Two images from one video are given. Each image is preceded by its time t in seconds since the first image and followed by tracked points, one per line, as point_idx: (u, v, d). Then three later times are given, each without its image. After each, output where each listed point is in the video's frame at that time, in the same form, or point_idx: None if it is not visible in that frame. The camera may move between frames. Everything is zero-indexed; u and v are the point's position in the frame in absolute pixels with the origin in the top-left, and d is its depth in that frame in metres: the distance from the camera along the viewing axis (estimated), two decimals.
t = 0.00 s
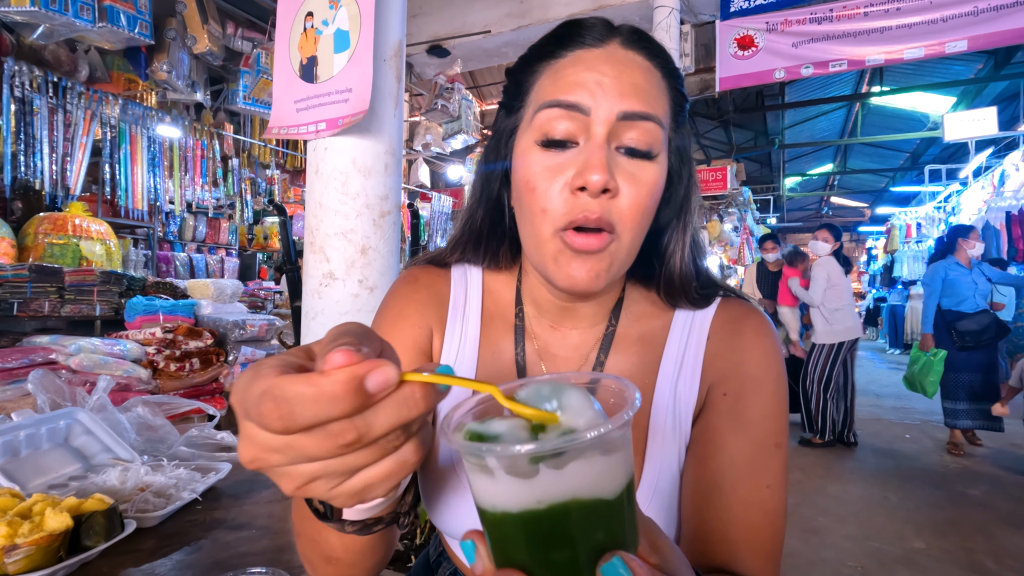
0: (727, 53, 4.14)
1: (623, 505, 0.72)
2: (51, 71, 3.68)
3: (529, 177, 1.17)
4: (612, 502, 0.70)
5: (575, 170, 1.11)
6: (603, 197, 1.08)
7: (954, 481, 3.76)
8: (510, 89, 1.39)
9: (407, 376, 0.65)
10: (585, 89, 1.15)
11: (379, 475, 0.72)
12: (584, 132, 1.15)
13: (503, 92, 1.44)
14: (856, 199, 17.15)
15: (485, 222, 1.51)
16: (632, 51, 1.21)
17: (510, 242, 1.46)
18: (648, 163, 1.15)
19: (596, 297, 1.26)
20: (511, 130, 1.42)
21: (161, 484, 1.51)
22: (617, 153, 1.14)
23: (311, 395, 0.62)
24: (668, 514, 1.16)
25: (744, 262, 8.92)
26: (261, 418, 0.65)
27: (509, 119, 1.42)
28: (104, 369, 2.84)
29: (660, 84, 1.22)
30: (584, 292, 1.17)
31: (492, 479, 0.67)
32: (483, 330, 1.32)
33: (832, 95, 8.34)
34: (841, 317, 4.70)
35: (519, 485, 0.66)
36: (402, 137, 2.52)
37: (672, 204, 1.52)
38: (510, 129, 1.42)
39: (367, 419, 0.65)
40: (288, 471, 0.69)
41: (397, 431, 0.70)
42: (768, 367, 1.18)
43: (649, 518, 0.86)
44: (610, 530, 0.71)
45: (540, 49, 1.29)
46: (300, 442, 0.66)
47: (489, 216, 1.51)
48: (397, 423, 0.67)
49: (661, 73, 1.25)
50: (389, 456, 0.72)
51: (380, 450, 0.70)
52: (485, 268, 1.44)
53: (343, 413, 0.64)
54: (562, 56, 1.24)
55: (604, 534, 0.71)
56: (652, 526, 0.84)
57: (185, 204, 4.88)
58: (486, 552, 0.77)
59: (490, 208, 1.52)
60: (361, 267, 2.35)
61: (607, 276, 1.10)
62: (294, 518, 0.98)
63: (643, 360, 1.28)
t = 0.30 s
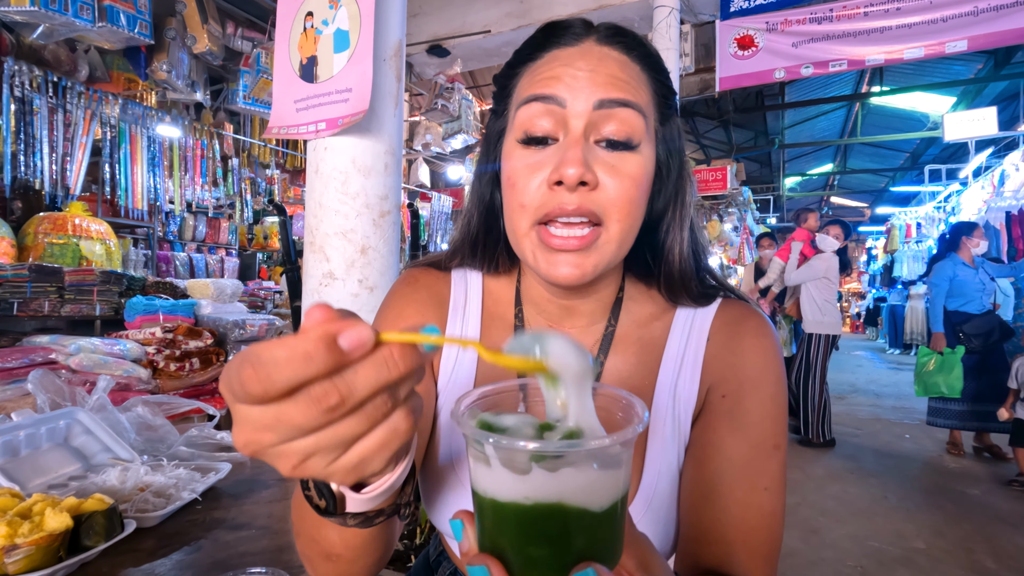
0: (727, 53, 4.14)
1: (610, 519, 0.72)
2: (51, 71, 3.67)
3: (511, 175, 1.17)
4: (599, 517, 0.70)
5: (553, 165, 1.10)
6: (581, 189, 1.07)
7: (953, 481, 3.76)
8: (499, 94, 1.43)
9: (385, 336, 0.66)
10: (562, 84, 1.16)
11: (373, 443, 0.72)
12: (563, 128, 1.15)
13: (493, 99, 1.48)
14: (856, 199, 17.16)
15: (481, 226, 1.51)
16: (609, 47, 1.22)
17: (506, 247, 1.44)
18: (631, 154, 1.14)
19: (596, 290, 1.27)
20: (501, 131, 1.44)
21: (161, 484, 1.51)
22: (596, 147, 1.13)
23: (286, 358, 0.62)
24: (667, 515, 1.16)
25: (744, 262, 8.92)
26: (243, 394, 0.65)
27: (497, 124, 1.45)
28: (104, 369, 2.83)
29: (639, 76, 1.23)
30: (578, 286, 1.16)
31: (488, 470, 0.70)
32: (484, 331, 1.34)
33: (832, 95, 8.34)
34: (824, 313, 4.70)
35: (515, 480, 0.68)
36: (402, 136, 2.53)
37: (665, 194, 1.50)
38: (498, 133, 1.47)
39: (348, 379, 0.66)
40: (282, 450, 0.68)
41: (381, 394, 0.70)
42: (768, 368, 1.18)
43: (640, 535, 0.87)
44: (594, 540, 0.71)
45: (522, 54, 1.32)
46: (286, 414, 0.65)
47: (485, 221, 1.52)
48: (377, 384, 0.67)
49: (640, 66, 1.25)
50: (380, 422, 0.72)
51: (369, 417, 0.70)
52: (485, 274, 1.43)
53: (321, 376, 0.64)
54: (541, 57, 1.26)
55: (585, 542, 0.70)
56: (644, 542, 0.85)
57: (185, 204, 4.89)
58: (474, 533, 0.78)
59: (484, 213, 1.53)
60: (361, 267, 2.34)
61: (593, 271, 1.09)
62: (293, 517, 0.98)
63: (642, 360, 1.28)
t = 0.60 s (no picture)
0: (727, 53, 4.14)
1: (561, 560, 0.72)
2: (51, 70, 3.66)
3: (515, 183, 1.17)
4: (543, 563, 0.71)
5: (557, 174, 1.10)
6: (586, 199, 1.06)
7: (953, 481, 3.76)
8: (499, 95, 1.44)
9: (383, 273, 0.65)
10: (564, 87, 1.15)
11: (387, 389, 0.71)
12: (566, 133, 1.15)
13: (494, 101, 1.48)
14: (856, 199, 17.16)
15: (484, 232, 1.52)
16: (611, 48, 1.22)
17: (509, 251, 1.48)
18: (636, 157, 1.14)
19: (603, 295, 1.24)
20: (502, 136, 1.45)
21: (160, 484, 1.51)
22: (599, 151, 1.13)
23: (294, 297, 0.61)
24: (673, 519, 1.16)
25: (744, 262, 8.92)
26: (256, 349, 0.63)
27: (500, 126, 1.45)
28: (104, 368, 2.83)
29: (643, 77, 1.23)
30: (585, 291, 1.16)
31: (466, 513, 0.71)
32: (489, 334, 1.33)
33: (832, 95, 8.34)
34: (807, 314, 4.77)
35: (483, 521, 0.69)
36: (402, 136, 2.53)
37: (667, 194, 1.49)
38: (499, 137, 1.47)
39: (356, 317, 0.64)
40: (301, 404, 0.67)
41: (389, 333, 0.69)
42: (774, 373, 1.19)
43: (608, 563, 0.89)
44: None
45: (524, 55, 1.32)
46: (300, 361, 0.64)
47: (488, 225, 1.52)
48: (385, 321, 0.65)
49: (644, 65, 1.26)
50: (393, 365, 0.70)
51: (382, 359, 0.68)
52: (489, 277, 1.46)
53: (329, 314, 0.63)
54: (542, 60, 1.26)
55: None
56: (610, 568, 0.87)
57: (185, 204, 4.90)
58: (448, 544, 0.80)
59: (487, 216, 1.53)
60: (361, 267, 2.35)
61: (601, 276, 1.09)
62: (295, 510, 0.98)
63: (650, 364, 1.27)
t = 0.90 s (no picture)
0: (727, 52, 4.14)
1: None
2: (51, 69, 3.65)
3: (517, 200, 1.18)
4: None
5: (561, 189, 1.10)
6: (592, 217, 1.06)
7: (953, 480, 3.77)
8: (499, 105, 1.45)
9: (349, 239, 0.65)
10: (565, 94, 1.15)
11: (359, 359, 0.71)
12: (570, 145, 1.15)
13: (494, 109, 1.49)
14: (856, 198, 17.16)
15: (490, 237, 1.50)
16: (616, 52, 1.22)
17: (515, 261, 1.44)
18: (644, 169, 1.14)
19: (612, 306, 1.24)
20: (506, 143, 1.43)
21: (160, 483, 1.51)
22: (605, 163, 1.14)
23: (260, 257, 0.62)
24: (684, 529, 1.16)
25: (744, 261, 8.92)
26: (225, 312, 0.65)
27: (501, 136, 1.46)
28: (104, 368, 2.83)
29: (653, 82, 1.22)
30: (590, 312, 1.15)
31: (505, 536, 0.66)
32: (496, 336, 1.35)
33: (832, 93, 8.34)
34: (790, 313, 5.36)
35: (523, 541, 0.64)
36: (402, 135, 2.53)
37: (681, 201, 1.45)
38: (501, 144, 1.46)
39: (322, 279, 0.65)
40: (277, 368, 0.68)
41: (357, 300, 0.70)
42: (788, 383, 1.18)
43: None
44: None
45: (524, 60, 1.31)
46: (271, 324, 0.66)
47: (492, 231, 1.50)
48: (352, 285, 0.65)
49: (654, 67, 1.25)
50: (363, 333, 0.70)
51: (353, 325, 0.69)
52: (499, 283, 1.43)
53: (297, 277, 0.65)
54: (543, 66, 1.26)
55: None
56: None
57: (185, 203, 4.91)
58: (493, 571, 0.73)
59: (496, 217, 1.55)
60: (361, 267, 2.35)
61: (609, 296, 1.09)
62: (288, 504, 0.98)
63: (659, 370, 1.28)
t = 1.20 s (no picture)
0: (727, 52, 4.14)
1: None
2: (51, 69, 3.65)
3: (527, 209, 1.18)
4: None
5: (575, 201, 1.09)
6: (607, 231, 1.06)
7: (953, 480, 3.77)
8: (505, 105, 1.45)
9: (352, 252, 0.65)
10: (580, 99, 1.14)
11: (362, 378, 0.71)
12: (584, 153, 1.14)
13: (499, 107, 1.49)
14: (857, 198, 17.16)
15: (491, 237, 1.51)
16: (635, 55, 1.21)
17: (519, 264, 1.44)
18: (660, 181, 1.13)
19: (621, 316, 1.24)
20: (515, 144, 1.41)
21: (160, 483, 1.51)
22: (621, 174, 1.14)
23: (261, 270, 0.62)
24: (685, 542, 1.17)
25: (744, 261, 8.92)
26: (227, 326, 0.65)
27: (507, 137, 1.46)
28: (104, 368, 2.83)
29: (671, 86, 1.21)
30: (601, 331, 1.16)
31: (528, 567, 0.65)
32: (498, 342, 1.34)
33: (833, 92, 8.33)
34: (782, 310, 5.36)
35: None
36: (402, 135, 2.53)
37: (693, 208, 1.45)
38: (509, 145, 1.46)
39: (323, 293, 0.65)
40: (279, 383, 0.68)
41: (361, 318, 0.69)
42: (792, 397, 1.18)
43: None
44: None
45: (537, 57, 1.29)
46: (271, 339, 0.66)
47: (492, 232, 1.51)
48: (353, 298, 0.64)
49: (672, 72, 1.24)
50: (365, 351, 0.70)
51: (355, 341, 0.69)
52: (500, 283, 1.43)
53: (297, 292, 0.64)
54: (555, 67, 1.25)
55: None
56: None
57: (185, 203, 4.92)
58: None
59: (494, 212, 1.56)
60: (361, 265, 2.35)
61: (621, 316, 1.11)
62: (286, 508, 0.98)
63: (662, 382, 1.28)
